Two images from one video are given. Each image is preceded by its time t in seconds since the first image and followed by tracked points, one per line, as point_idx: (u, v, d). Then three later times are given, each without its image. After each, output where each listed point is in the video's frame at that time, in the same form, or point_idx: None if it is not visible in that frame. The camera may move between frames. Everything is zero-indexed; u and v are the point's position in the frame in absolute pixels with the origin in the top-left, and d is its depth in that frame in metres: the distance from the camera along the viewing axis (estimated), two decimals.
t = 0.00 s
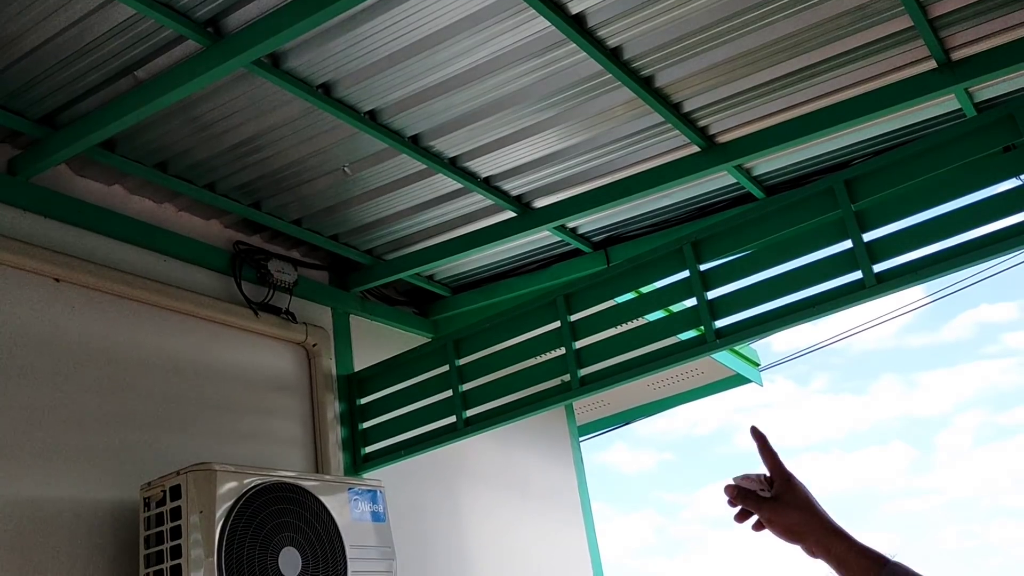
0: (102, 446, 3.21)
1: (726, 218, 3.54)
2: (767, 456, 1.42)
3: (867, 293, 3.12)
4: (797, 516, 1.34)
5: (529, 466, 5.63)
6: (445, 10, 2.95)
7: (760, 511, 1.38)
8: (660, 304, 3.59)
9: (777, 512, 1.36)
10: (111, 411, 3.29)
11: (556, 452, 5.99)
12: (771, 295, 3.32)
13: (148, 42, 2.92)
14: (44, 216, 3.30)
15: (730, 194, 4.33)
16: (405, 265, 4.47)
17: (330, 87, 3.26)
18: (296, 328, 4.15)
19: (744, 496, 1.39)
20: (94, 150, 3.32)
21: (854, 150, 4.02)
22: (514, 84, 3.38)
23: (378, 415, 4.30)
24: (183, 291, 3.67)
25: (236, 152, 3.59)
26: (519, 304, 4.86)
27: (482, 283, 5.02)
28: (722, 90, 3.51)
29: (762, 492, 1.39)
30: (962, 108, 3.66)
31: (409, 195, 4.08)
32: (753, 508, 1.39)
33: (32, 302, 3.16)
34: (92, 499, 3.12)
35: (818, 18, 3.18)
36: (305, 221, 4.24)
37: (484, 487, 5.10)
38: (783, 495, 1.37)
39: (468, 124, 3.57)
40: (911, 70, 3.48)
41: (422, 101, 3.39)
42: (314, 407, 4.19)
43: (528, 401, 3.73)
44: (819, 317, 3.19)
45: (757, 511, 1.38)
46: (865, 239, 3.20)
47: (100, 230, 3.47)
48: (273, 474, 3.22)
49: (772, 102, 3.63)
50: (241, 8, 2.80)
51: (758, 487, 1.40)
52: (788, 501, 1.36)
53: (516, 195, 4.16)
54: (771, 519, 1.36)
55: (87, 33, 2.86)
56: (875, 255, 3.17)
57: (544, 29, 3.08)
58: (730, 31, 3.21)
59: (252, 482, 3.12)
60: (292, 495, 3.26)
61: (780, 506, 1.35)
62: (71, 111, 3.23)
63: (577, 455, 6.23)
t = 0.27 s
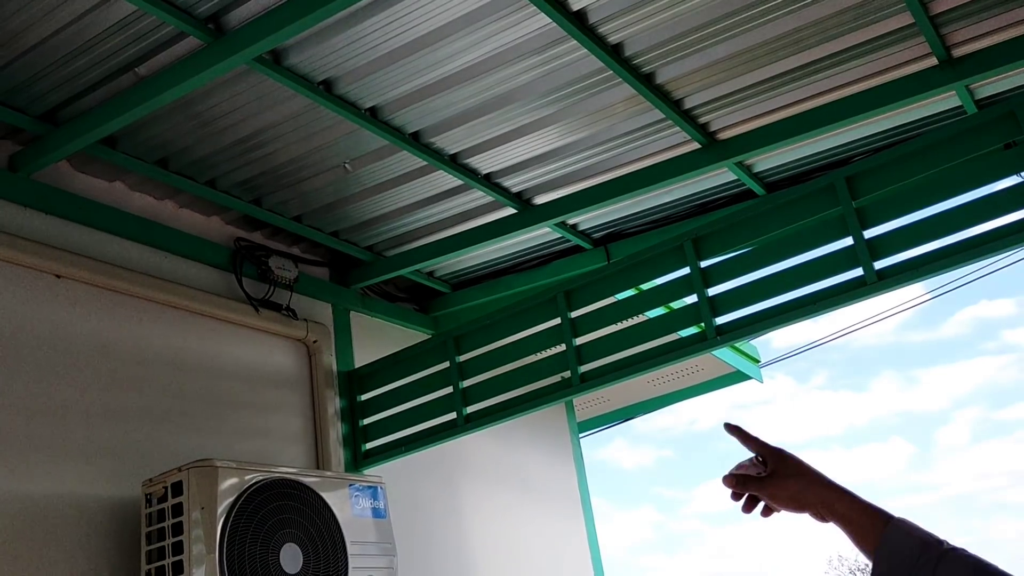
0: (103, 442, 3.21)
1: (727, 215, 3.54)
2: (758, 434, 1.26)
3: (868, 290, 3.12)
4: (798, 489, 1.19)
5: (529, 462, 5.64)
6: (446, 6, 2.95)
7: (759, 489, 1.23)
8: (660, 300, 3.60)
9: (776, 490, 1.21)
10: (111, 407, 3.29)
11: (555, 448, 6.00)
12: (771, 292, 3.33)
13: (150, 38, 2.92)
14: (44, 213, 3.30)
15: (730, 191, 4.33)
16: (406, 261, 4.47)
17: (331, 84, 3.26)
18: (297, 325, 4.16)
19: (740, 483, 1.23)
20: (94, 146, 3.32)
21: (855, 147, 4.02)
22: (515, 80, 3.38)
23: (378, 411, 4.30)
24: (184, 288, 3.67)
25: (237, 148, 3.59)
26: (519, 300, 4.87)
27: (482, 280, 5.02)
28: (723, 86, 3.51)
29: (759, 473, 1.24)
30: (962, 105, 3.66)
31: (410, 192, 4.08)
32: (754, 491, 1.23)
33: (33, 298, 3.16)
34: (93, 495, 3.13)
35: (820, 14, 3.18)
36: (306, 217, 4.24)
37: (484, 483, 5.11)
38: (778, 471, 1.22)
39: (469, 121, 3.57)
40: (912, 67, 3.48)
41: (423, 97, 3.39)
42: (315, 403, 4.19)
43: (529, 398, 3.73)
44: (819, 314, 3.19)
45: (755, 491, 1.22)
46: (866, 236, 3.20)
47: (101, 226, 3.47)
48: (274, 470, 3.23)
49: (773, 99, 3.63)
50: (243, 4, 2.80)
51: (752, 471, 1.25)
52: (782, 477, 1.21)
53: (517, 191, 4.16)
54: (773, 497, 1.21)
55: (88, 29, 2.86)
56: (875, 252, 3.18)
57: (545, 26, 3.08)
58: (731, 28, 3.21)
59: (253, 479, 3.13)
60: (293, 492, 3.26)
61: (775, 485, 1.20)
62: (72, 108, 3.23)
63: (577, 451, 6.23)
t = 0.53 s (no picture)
0: (107, 441, 3.22)
1: (731, 215, 3.54)
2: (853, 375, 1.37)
3: (872, 290, 3.12)
4: (859, 444, 1.32)
5: (532, 462, 5.64)
6: (450, 6, 2.95)
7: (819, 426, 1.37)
8: (664, 300, 3.59)
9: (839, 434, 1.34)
10: (116, 406, 3.30)
11: (559, 448, 6.00)
12: (775, 292, 3.32)
13: (154, 39, 2.92)
14: (50, 212, 3.31)
15: (734, 191, 4.33)
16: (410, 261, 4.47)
17: (336, 83, 3.26)
18: (300, 324, 4.16)
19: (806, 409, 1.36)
20: (99, 146, 3.32)
21: (859, 147, 4.02)
22: (519, 80, 3.38)
23: (382, 411, 4.30)
24: (189, 287, 3.67)
25: (241, 148, 3.60)
26: (522, 300, 4.87)
27: (485, 280, 5.02)
28: (728, 86, 3.51)
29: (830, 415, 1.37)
30: (967, 105, 3.65)
31: (414, 191, 4.08)
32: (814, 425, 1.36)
33: (39, 298, 3.17)
34: (97, 494, 3.13)
35: (824, 14, 3.18)
36: (310, 217, 4.25)
37: (488, 483, 5.11)
38: (850, 421, 1.35)
39: (473, 121, 3.57)
40: (917, 66, 3.47)
41: (427, 97, 3.39)
42: (318, 403, 4.19)
43: (533, 398, 3.73)
44: (824, 314, 3.19)
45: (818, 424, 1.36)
46: (870, 236, 3.20)
47: (106, 226, 3.48)
48: (279, 470, 3.23)
49: (777, 99, 3.62)
50: (247, 4, 2.80)
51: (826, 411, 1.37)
52: (852, 426, 1.33)
53: (521, 191, 4.16)
54: (831, 440, 1.34)
55: (93, 29, 2.87)
56: (880, 252, 3.17)
57: (549, 26, 3.08)
58: (735, 28, 3.21)
59: (257, 478, 3.13)
60: (298, 491, 3.27)
61: (844, 426, 1.33)
62: (77, 108, 3.23)
63: (580, 451, 6.23)
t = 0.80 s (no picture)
0: (109, 440, 3.22)
1: (734, 214, 3.53)
2: None
3: (875, 290, 3.11)
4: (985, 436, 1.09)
5: (534, 461, 5.64)
6: (453, 6, 2.95)
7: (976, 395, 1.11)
8: (667, 300, 3.59)
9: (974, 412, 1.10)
10: (119, 405, 3.30)
11: (560, 447, 5.99)
12: (778, 292, 3.32)
13: (157, 37, 2.92)
14: (52, 210, 3.31)
15: (737, 191, 4.33)
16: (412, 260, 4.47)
17: (339, 83, 3.26)
18: (303, 323, 4.16)
19: (988, 369, 1.09)
20: (102, 145, 3.32)
21: (862, 147, 4.01)
22: (522, 80, 3.38)
23: (384, 410, 4.30)
24: (191, 286, 3.68)
25: (244, 147, 3.60)
26: (525, 300, 4.87)
27: (488, 279, 5.02)
28: (731, 86, 3.50)
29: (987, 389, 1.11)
30: (971, 105, 3.64)
31: (416, 190, 4.08)
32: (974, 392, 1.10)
33: (42, 296, 3.17)
34: (99, 493, 3.13)
35: (828, 14, 3.17)
36: (312, 216, 4.25)
37: (489, 482, 5.11)
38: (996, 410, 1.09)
39: (476, 120, 3.57)
40: (921, 66, 3.46)
41: (429, 96, 3.39)
42: (320, 402, 4.19)
43: (535, 397, 3.73)
44: (826, 314, 3.18)
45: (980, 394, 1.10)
46: (873, 236, 3.19)
47: (109, 224, 3.48)
48: (281, 469, 3.23)
49: (781, 98, 3.62)
50: (251, 3, 2.81)
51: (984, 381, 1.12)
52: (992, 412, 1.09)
53: (523, 191, 4.15)
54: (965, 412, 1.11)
55: (96, 28, 2.87)
56: (883, 252, 3.17)
57: (552, 25, 3.08)
58: (738, 27, 3.20)
59: (260, 477, 3.13)
60: (300, 490, 3.27)
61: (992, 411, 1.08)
62: (80, 106, 3.23)
63: (582, 450, 6.23)
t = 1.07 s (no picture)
0: (108, 437, 3.22)
1: (734, 214, 3.53)
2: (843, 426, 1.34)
3: (875, 290, 3.11)
4: (867, 470, 1.22)
5: (534, 461, 5.64)
6: (454, 3, 2.95)
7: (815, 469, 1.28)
8: (666, 299, 3.59)
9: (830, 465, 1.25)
10: (117, 402, 3.30)
11: (560, 447, 5.99)
12: (778, 292, 3.32)
13: (158, 34, 2.92)
14: (52, 207, 3.31)
15: (738, 190, 4.32)
16: (412, 259, 4.47)
17: (339, 80, 3.26)
18: (302, 321, 4.16)
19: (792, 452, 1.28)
20: (102, 141, 3.32)
21: (863, 147, 4.00)
22: (523, 78, 3.37)
23: (383, 408, 4.30)
24: (191, 284, 3.67)
25: (244, 145, 3.60)
26: (525, 298, 4.86)
27: (488, 278, 5.01)
28: (731, 86, 3.50)
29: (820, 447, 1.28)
30: (972, 105, 3.64)
31: (416, 189, 4.08)
32: (809, 462, 1.27)
33: (41, 293, 3.17)
34: (98, 489, 3.13)
35: (828, 14, 3.17)
36: (312, 214, 4.24)
37: (489, 481, 5.10)
38: (846, 452, 1.25)
39: (476, 118, 3.57)
40: (922, 66, 3.46)
41: (430, 94, 3.39)
42: (320, 400, 4.19)
43: (534, 396, 3.73)
44: (827, 314, 3.18)
45: (809, 467, 1.27)
46: (874, 236, 3.19)
47: (108, 221, 3.48)
48: (279, 467, 3.23)
49: (782, 98, 3.61)
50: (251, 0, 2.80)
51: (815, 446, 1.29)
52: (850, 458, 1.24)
53: (523, 189, 4.15)
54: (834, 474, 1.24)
55: (96, 25, 2.87)
56: (883, 252, 3.16)
57: (553, 23, 3.07)
58: (739, 27, 3.20)
59: (258, 475, 3.13)
60: (299, 488, 3.27)
61: (845, 456, 1.23)
62: (79, 103, 3.23)
63: (581, 449, 6.22)
